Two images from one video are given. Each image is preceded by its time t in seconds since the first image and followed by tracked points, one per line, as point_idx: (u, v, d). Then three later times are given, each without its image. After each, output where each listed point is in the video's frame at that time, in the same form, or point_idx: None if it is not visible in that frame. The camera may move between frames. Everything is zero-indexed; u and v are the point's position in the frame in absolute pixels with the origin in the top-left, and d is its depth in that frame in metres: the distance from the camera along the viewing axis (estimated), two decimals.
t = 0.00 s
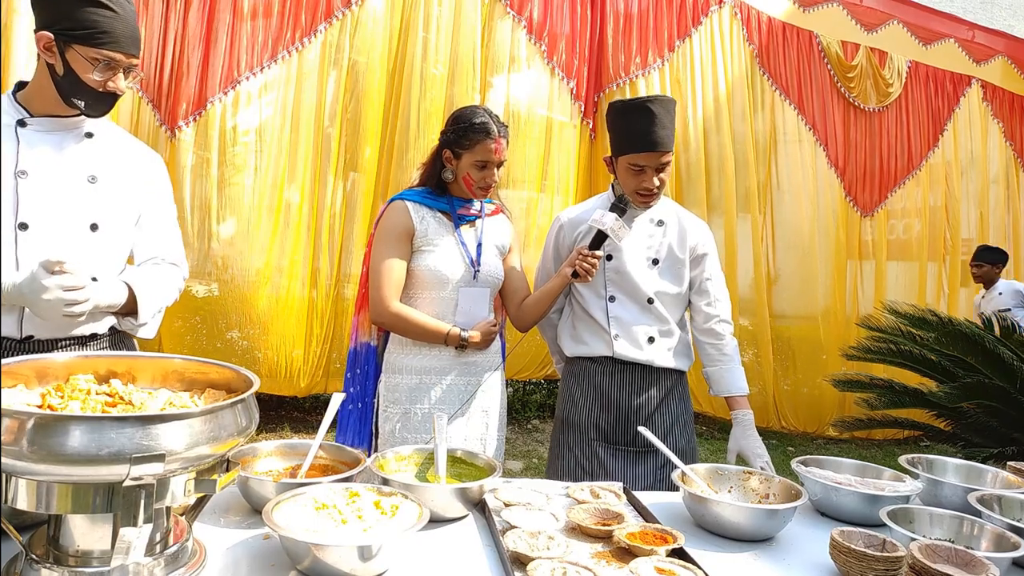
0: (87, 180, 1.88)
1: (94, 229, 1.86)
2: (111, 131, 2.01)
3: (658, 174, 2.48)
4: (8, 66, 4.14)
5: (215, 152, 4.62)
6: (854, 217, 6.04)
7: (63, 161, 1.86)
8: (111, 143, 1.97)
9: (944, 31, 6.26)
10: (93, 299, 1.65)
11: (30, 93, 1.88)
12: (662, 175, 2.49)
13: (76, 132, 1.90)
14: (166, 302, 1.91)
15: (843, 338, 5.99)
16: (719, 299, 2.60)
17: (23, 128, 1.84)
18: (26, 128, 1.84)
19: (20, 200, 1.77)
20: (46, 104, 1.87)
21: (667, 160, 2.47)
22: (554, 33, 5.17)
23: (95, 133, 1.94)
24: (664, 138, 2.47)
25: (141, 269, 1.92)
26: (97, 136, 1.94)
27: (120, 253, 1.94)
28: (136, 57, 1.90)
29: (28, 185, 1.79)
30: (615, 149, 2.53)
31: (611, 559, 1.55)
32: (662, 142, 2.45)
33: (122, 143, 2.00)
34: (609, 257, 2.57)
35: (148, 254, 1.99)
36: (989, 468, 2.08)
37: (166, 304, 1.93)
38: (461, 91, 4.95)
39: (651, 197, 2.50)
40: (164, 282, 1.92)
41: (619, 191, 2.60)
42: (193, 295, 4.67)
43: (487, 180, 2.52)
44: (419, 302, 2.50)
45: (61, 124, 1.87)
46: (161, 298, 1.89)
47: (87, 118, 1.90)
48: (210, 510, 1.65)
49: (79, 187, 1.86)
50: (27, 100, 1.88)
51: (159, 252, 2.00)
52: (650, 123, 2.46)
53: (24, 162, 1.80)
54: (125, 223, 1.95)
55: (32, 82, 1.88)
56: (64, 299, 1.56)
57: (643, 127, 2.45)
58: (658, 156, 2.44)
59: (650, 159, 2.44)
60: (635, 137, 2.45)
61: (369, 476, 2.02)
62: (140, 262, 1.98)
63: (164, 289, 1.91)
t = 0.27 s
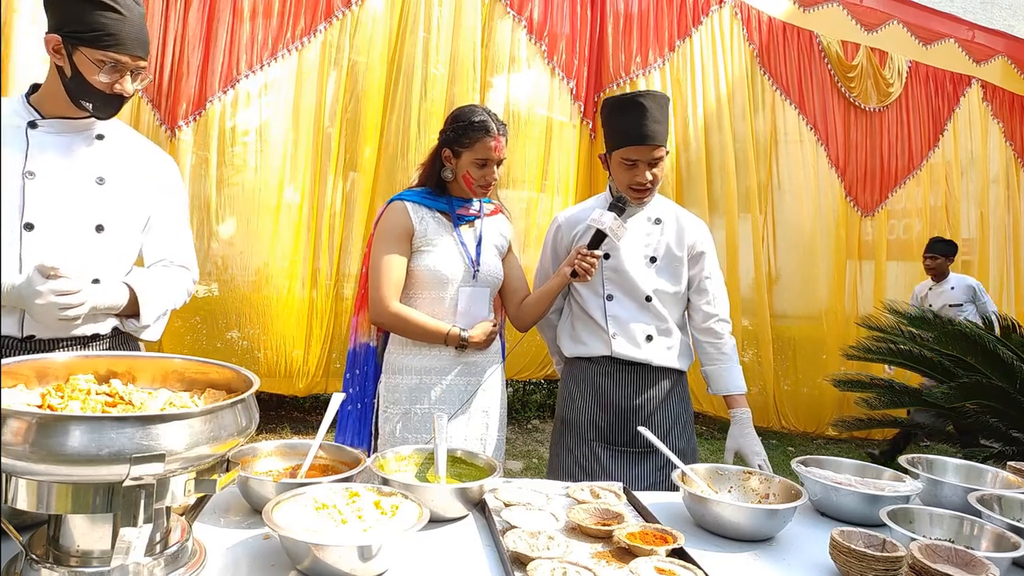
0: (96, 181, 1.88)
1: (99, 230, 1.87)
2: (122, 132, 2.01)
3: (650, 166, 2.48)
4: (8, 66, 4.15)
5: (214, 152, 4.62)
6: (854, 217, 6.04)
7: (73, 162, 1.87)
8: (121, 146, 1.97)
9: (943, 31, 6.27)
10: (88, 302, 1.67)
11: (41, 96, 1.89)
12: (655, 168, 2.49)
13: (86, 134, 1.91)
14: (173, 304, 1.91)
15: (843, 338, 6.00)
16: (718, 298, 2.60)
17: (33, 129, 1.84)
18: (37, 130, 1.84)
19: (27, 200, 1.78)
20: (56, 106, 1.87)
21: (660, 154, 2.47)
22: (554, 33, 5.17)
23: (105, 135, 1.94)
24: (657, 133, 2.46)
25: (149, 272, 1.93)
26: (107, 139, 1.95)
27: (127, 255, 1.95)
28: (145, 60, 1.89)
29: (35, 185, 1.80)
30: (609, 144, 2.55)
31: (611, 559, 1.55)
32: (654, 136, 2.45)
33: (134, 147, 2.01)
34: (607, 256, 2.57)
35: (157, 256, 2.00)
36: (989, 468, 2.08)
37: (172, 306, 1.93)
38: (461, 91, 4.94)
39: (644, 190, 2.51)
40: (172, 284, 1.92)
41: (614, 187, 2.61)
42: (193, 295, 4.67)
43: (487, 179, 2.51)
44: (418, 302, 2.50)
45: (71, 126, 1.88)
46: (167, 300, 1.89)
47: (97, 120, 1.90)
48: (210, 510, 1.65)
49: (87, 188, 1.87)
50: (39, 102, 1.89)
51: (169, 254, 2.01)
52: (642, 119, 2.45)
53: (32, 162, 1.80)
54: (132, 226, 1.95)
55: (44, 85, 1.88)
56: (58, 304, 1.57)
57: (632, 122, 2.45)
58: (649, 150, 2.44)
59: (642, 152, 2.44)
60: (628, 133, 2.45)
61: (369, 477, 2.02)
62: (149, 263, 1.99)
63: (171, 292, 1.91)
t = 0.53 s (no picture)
0: (104, 183, 1.89)
1: (106, 231, 1.88)
2: (133, 134, 2.02)
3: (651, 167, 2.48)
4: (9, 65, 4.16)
5: (214, 152, 4.62)
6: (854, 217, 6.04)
7: (82, 163, 1.87)
8: (131, 148, 1.98)
9: (944, 31, 6.27)
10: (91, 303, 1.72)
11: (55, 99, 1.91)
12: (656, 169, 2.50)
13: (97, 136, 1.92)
14: (179, 307, 1.92)
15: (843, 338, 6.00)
16: (717, 299, 2.58)
17: (45, 131, 1.85)
18: (48, 131, 1.86)
19: (34, 200, 1.79)
20: (67, 108, 1.89)
21: (660, 155, 2.47)
22: (554, 33, 5.17)
23: (116, 137, 1.95)
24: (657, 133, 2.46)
25: (157, 275, 1.94)
26: (118, 140, 1.96)
27: (135, 256, 1.96)
28: (153, 62, 1.89)
29: (44, 186, 1.81)
30: (607, 147, 2.55)
31: (611, 559, 1.55)
32: (654, 137, 2.45)
33: (144, 150, 2.02)
34: (605, 256, 2.58)
35: (167, 258, 2.01)
36: (990, 468, 2.08)
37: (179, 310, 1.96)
38: (461, 91, 4.94)
39: (646, 193, 2.50)
40: (179, 288, 1.93)
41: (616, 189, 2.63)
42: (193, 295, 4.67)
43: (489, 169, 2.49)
44: (419, 302, 2.50)
45: (82, 128, 1.88)
46: (173, 303, 1.90)
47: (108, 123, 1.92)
48: (210, 510, 1.65)
49: (95, 190, 1.88)
50: (52, 104, 1.90)
51: (179, 256, 2.02)
52: (639, 119, 2.45)
53: (41, 163, 1.82)
54: (141, 228, 1.96)
55: (57, 88, 1.91)
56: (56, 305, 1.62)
57: (631, 122, 2.45)
58: (649, 151, 2.45)
59: (642, 154, 2.45)
60: (627, 133, 2.45)
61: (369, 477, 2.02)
62: (159, 266, 2.00)
63: (178, 295, 1.92)
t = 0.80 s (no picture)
0: (120, 185, 1.95)
1: (120, 232, 1.93)
2: (151, 139, 2.09)
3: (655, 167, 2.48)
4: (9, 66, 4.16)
5: (214, 152, 4.62)
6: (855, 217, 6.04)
7: (99, 166, 1.94)
8: (148, 152, 2.04)
9: (943, 31, 6.27)
10: (100, 300, 1.73)
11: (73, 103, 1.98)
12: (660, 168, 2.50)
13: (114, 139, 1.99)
14: (191, 308, 1.95)
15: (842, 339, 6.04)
16: (722, 300, 2.59)
17: (62, 134, 1.92)
18: (66, 135, 1.93)
19: (51, 202, 1.86)
20: (84, 111, 1.96)
21: (665, 154, 2.47)
22: (554, 33, 5.17)
23: (133, 140, 2.02)
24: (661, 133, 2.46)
25: (171, 277, 1.98)
26: (135, 144, 2.03)
27: (150, 258, 2.01)
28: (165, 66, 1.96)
29: (62, 187, 1.88)
30: (612, 146, 2.53)
31: (611, 559, 1.55)
32: (658, 136, 2.45)
33: (161, 153, 2.08)
34: (607, 255, 2.58)
35: (181, 261, 2.05)
36: (989, 468, 2.08)
37: (191, 312, 1.98)
38: (461, 91, 4.94)
39: (649, 193, 2.50)
40: (191, 290, 1.97)
41: (617, 186, 2.61)
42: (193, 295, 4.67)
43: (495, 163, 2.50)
44: (419, 302, 2.50)
45: (99, 132, 1.96)
46: (184, 304, 1.93)
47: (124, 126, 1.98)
48: (210, 509, 1.65)
49: (111, 192, 1.94)
50: (70, 108, 1.97)
51: (193, 259, 2.06)
52: (645, 119, 2.45)
53: (59, 166, 1.89)
54: (155, 232, 2.01)
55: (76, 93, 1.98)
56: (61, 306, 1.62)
57: (637, 121, 2.45)
58: (654, 151, 2.44)
59: (647, 154, 2.44)
60: (632, 133, 2.45)
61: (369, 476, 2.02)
62: (174, 269, 2.05)
63: (190, 296, 1.96)
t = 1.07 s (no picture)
0: (132, 189, 1.97)
1: (129, 236, 1.94)
2: (167, 144, 2.10)
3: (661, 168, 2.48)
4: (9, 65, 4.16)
5: (214, 152, 4.62)
6: (856, 217, 6.05)
7: (113, 170, 1.96)
8: (163, 156, 2.06)
9: (944, 31, 6.27)
10: (105, 302, 1.70)
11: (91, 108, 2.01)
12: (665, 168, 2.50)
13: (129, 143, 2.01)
14: (200, 313, 1.90)
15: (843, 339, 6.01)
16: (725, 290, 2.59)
17: (78, 139, 1.95)
18: (83, 139, 1.96)
19: (63, 206, 1.89)
20: (99, 116, 1.99)
21: (671, 155, 2.47)
22: (554, 33, 5.17)
23: (149, 144, 2.04)
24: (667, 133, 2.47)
25: (182, 281, 1.94)
26: (150, 148, 2.05)
27: (160, 262, 2.01)
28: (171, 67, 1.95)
29: (76, 189, 1.91)
30: (617, 148, 2.53)
31: (611, 559, 1.55)
32: (664, 137, 2.45)
33: (176, 156, 2.09)
34: (610, 256, 2.58)
35: (194, 265, 2.01)
36: (989, 468, 2.08)
37: (202, 318, 1.93)
38: (461, 91, 4.94)
39: (657, 193, 2.51)
40: (201, 293, 1.92)
41: (621, 187, 2.61)
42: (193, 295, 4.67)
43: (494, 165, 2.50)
44: (419, 302, 2.50)
45: (115, 137, 1.98)
46: (193, 309, 1.88)
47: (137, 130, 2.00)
48: (210, 510, 1.65)
49: (124, 196, 1.96)
50: (87, 113, 2.00)
51: (205, 263, 2.02)
52: (650, 119, 2.45)
53: (74, 170, 1.91)
54: (165, 234, 2.01)
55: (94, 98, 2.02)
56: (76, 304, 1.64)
57: (642, 123, 2.45)
58: (660, 152, 2.44)
59: (653, 155, 2.44)
60: (637, 134, 2.45)
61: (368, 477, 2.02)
62: (186, 273, 2.01)
63: (200, 300, 1.91)
